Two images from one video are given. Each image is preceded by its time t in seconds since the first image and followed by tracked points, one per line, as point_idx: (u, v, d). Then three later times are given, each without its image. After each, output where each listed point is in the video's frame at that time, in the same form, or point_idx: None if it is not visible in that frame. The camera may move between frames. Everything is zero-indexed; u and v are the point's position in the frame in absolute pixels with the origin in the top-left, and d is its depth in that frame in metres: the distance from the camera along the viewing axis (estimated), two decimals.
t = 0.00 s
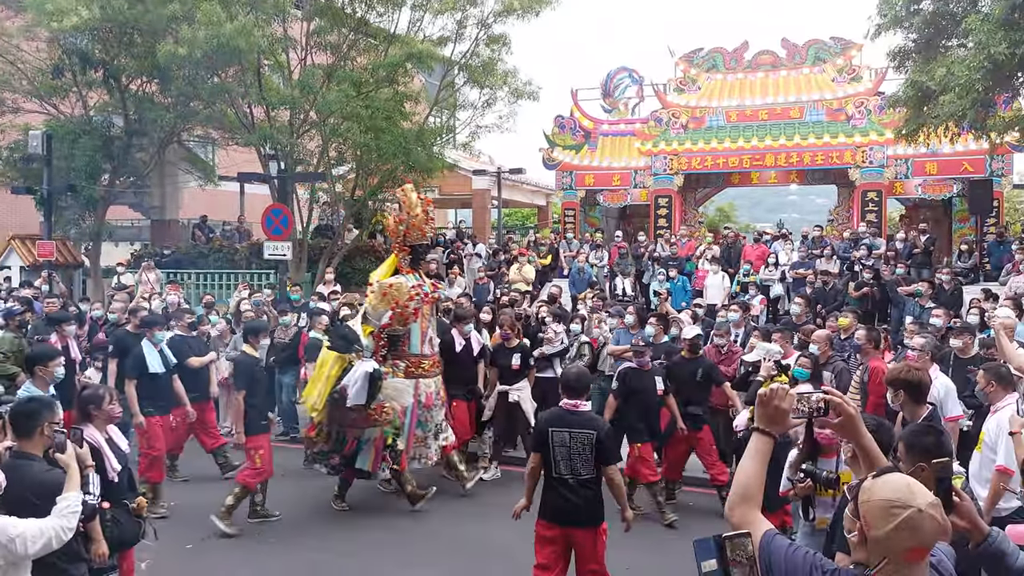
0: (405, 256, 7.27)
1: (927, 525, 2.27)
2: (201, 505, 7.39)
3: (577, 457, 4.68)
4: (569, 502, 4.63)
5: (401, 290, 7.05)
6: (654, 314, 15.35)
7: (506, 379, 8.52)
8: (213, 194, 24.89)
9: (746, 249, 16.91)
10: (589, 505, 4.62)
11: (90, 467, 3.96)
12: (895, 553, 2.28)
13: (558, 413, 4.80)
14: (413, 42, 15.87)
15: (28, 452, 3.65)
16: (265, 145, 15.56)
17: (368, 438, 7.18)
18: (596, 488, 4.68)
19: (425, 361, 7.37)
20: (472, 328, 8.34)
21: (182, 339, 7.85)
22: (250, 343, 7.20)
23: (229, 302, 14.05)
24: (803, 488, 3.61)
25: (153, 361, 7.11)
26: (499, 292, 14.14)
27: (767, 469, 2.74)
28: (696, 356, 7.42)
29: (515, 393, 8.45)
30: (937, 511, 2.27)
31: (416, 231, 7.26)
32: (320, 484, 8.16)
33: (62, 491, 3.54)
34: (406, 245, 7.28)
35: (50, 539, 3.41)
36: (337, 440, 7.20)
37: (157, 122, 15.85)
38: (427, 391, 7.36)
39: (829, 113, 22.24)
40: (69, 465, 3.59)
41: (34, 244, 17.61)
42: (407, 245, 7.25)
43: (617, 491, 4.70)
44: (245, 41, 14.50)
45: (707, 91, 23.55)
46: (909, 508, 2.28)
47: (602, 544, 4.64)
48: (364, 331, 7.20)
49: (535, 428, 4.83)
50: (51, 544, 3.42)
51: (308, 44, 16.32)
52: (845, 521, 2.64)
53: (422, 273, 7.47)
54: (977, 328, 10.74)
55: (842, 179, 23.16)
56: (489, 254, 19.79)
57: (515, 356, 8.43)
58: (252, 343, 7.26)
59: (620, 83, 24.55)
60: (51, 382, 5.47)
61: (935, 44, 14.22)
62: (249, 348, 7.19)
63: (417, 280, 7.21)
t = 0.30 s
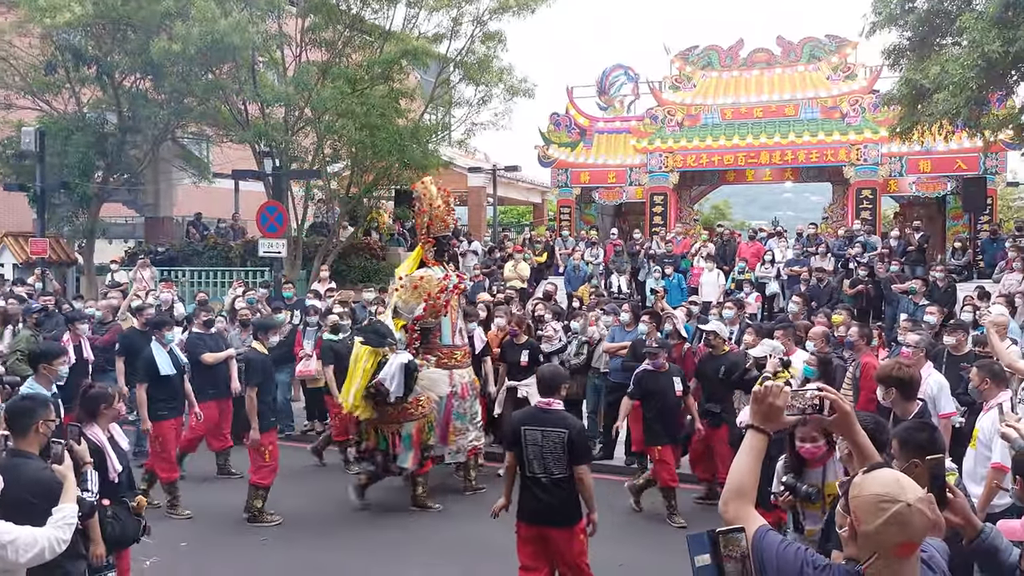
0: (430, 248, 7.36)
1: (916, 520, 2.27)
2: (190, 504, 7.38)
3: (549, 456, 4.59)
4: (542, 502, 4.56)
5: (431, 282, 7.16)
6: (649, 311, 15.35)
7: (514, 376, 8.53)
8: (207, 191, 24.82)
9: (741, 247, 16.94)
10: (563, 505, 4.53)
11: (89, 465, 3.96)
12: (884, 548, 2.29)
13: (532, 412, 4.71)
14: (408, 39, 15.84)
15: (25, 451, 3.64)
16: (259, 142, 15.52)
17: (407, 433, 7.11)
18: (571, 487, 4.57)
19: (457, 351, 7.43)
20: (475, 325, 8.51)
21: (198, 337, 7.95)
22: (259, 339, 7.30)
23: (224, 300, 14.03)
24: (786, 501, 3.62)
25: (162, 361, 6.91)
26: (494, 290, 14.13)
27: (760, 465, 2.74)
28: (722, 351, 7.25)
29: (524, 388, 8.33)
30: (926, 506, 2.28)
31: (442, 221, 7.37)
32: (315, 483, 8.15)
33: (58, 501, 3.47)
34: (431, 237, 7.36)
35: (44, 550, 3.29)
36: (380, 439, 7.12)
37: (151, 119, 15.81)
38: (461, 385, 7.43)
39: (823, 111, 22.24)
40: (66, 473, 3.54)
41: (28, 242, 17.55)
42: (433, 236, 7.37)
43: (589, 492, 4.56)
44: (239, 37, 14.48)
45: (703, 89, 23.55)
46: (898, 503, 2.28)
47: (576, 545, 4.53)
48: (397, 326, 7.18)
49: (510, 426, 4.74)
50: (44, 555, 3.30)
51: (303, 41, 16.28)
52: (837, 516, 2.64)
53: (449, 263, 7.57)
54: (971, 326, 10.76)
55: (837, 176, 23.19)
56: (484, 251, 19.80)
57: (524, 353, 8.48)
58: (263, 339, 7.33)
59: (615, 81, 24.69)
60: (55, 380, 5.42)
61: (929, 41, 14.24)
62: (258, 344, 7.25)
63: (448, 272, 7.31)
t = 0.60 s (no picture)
0: (444, 242, 7.34)
1: (902, 518, 2.29)
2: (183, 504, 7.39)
3: (519, 455, 4.53)
4: (518, 501, 4.54)
5: (450, 278, 7.10)
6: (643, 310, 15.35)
7: (509, 374, 8.62)
8: (199, 190, 24.72)
9: (734, 246, 16.96)
10: (536, 504, 4.49)
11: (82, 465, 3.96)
12: (870, 546, 2.30)
13: (506, 409, 4.66)
14: (401, 38, 15.81)
15: (15, 451, 3.60)
16: (251, 141, 15.46)
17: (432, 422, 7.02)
18: (545, 486, 4.50)
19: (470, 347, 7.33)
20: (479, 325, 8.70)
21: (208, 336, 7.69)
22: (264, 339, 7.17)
23: (215, 299, 13.97)
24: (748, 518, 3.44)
25: (169, 362, 6.71)
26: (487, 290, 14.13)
27: (752, 463, 2.75)
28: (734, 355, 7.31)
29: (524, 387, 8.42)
30: (911, 503, 2.30)
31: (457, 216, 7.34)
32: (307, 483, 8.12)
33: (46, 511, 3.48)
34: (445, 232, 7.35)
35: (32, 558, 3.33)
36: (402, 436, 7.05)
37: (142, 118, 15.73)
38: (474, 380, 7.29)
39: (815, 110, 22.27)
40: (56, 485, 3.53)
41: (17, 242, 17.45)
42: (446, 231, 7.34)
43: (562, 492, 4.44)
44: (230, 36, 14.41)
45: (695, 89, 23.57)
46: (882, 500, 2.30)
47: (548, 549, 4.46)
48: (415, 322, 7.18)
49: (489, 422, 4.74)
50: (32, 564, 3.34)
51: (294, 40, 16.22)
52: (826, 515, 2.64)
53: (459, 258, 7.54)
54: (961, 325, 10.81)
55: (829, 176, 23.25)
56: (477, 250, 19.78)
57: (521, 352, 8.58)
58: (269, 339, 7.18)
59: (609, 79, 24.58)
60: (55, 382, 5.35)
61: (920, 41, 14.27)
62: (263, 343, 7.13)
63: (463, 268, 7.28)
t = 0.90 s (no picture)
0: (455, 247, 7.44)
1: (887, 516, 2.29)
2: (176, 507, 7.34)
3: (510, 462, 4.47)
4: (506, 509, 4.48)
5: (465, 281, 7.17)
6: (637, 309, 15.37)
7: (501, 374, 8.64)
8: (191, 190, 24.65)
9: (727, 245, 17.02)
10: (527, 512, 4.45)
11: (76, 468, 3.96)
12: (856, 544, 2.31)
13: (495, 416, 4.58)
14: (393, 38, 15.79)
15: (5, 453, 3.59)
16: (243, 141, 15.42)
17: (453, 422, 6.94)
18: (536, 494, 4.46)
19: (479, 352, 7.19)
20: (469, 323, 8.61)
21: (219, 341, 7.67)
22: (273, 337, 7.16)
23: (208, 299, 13.96)
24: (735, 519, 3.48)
25: (179, 366, 6.62)
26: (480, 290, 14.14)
27: (744, 460, 2.75)
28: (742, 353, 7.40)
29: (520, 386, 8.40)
30: (896, 501, 2.30)
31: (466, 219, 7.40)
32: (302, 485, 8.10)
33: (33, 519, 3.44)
34: (456, 237, 7.42)
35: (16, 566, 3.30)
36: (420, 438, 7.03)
37: (133, 118, 15.69)
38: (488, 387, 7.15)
39: (807, 110, 22.34)
40: (41, 493, 3.50)
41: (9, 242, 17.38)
42: (458, 236, 7.42)
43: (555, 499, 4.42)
44: (222, 36, 14.33)
45: (688, 88, 23.61)
46: (867, 499, 2.30)
47: (537, 557, 4.44)
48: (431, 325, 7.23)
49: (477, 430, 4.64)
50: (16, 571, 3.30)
51: (287, 40, 16.20)
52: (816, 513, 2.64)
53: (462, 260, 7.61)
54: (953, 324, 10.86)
55: (821, 175, 23.33)
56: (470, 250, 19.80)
57: (512, 351, 8.59)
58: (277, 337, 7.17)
59: (602, 79, 24.76)
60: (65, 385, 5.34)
61: (911, 41, 14.33)
62: (273, 341, 7.15)
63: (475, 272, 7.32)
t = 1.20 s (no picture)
0: (452, 255, 7.32)
1: (850, 510, 2.30)
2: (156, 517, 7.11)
3: (500, 473, 4.28)
4: (486, 522, 4.28)
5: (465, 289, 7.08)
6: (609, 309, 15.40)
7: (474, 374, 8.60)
8: (158, 190, 24.31)
9: (698, 245, 17.11)
10: (509, 523, 4.29)
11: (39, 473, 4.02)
12: (820, 540, 2.32)
13: (478, 425, 4.35)
14: (364, 37, 15.62)
15: None
16: (210, 140, 15.22)
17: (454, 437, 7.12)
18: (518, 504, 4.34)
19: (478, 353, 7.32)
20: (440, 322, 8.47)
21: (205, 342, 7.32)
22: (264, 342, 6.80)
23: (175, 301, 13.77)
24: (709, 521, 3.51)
25: (167, 368, 6.58)
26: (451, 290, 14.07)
27: (716, 458, 2.74)
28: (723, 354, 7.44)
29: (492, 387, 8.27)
30: (860, 497, 2.31)
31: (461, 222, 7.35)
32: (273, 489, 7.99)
33: None
34: (454, 245, 7.29)
35: None
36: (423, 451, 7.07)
37: (97, 117, 15.43)
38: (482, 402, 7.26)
39: (777, 111, 22.55)
40: None
41: None
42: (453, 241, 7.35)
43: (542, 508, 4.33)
44: (188, 34, 14.13)
45: (660, 89, 23.72)
46: (831, 494, 2.31)
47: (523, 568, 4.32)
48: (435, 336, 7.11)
49: (455, 440, 4.37)
50: None
51: (255, 38, 16.00)
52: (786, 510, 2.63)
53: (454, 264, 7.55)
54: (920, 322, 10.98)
55: (790, 175, 23.52)
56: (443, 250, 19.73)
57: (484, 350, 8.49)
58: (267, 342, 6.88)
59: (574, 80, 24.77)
60: (55, 388, 5.18)
61: (878, 43, 14.48)
62: (262, 347, 6.77)
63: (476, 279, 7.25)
